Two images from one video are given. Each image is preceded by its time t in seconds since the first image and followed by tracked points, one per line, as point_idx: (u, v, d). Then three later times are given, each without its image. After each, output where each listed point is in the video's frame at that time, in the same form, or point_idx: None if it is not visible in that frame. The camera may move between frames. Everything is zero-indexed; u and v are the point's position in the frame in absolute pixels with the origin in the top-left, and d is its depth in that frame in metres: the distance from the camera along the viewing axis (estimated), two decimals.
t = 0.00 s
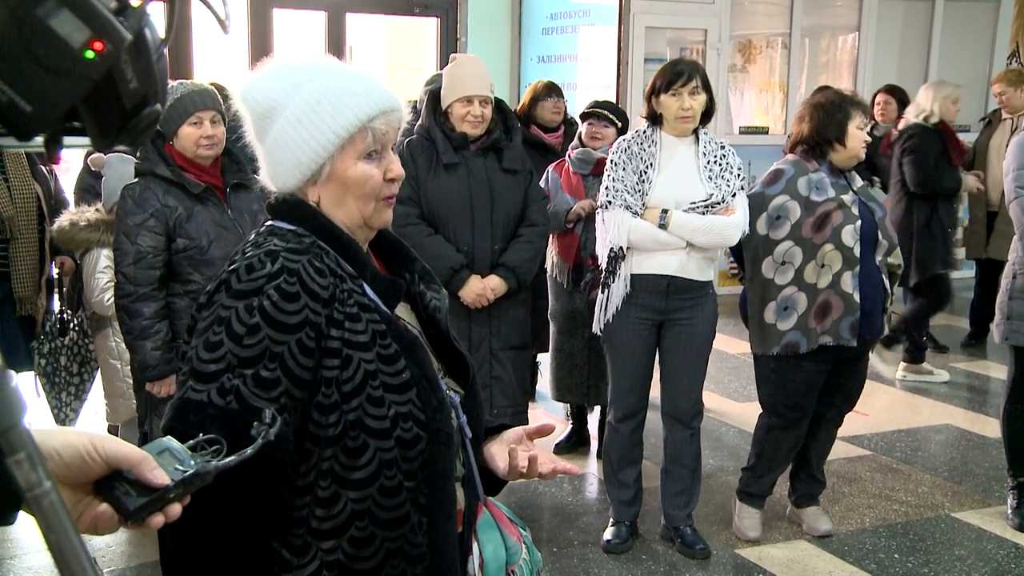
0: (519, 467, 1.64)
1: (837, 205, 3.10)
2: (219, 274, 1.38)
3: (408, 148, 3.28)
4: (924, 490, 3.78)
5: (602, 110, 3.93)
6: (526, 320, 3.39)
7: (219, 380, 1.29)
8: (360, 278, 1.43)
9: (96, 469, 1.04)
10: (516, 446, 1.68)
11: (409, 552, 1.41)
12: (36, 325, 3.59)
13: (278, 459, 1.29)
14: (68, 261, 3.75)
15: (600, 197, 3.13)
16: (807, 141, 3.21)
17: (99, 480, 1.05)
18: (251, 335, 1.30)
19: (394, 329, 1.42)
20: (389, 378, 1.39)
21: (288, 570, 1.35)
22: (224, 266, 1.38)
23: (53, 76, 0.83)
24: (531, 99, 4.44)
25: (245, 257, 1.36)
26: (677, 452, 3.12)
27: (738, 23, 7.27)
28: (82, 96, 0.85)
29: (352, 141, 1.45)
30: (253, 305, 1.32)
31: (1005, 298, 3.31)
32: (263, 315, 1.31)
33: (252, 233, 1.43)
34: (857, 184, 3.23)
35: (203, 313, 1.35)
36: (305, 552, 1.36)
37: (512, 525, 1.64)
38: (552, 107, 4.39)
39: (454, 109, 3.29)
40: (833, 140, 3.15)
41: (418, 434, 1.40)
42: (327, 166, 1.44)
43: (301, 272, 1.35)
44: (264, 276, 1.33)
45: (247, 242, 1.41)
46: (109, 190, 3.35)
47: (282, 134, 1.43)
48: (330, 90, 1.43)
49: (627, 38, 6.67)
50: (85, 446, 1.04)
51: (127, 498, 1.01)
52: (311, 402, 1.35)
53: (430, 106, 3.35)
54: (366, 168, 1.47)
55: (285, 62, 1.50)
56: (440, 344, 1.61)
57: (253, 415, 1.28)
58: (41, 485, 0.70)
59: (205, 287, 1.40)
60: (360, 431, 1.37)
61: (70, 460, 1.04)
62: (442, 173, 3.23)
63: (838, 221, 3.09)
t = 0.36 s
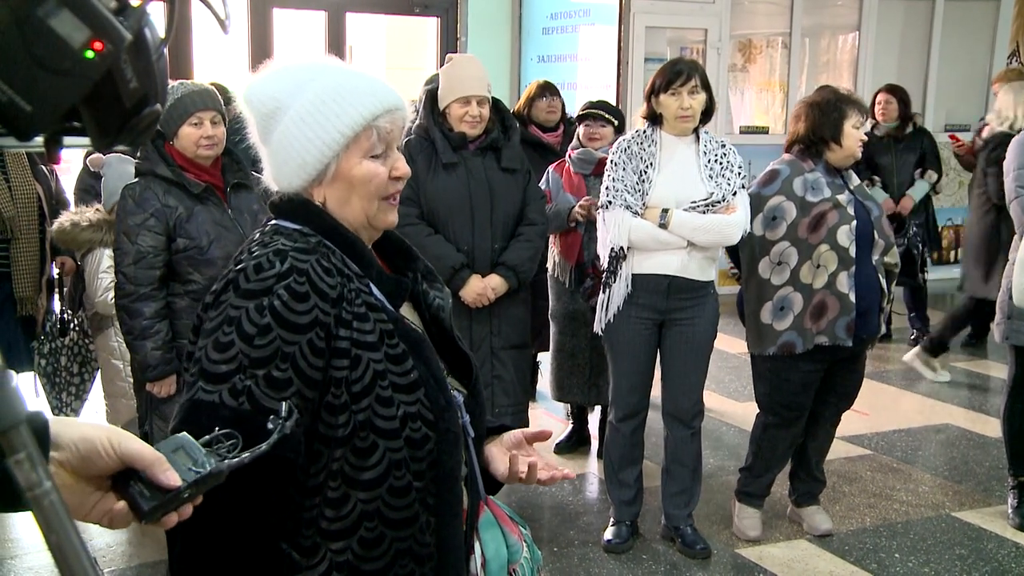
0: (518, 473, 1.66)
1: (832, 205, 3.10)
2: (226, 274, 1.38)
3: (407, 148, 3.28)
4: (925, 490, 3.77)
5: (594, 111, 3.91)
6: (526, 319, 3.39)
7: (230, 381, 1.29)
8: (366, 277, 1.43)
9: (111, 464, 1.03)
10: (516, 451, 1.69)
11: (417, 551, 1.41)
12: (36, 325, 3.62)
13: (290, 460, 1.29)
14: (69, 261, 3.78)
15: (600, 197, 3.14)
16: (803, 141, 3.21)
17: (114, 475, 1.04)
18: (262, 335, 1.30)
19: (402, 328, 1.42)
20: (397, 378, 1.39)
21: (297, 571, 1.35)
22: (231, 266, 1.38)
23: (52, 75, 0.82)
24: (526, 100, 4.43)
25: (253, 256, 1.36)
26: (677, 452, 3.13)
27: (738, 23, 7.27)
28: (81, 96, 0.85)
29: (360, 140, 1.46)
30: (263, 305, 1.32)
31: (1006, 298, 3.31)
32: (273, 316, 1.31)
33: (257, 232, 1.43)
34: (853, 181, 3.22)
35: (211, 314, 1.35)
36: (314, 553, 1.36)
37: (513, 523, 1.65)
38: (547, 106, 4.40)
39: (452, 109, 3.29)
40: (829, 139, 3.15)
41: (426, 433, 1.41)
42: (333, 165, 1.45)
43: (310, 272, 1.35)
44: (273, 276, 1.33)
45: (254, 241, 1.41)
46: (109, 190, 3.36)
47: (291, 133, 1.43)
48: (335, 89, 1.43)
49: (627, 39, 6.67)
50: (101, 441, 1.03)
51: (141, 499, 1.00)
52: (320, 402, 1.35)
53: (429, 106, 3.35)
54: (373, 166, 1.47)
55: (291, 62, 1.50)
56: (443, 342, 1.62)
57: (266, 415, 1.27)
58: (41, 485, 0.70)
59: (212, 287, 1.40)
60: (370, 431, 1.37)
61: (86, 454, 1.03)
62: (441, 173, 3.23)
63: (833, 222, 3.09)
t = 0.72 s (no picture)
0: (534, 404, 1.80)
1: (826, 204, 3.10)
2: (220, 278, 1.38)
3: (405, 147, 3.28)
4: (925, 490, 3.77)
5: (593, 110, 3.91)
6: (525, 318, 3.39)
7: (226, 386, 1.29)
8: (362, 277, 1.43)
9: (116, 472, 1.04)
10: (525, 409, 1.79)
11: (419, 550, 1.42)
12: (37, 324, 3.63)
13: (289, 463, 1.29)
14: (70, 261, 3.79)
15: (601, 197, 3.14)
16: (800, 140, 3.20)
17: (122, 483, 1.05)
18: (256, 339, 1.30)
19: (399, 327, 1.42)
20: (395, 377, 1.39)
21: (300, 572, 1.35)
22: (225, 270, 1.38)
23: (52, 75, 0.82)
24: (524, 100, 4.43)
25: (246, 260, 1.36)
26: (676, 452, 3.13)
27: (738, 23, 7.26)
28: (81, 96, 0.85)
29: (373, 141, 1.47)
30: (257, 309, 1.31)
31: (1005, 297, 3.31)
32: (267, 319, 1.31)
33: (252, 234, 1.44)
34: (850, 181, 3.23)
35: (206, 318, 1.35)
36: (316, 555, 1.36)
37: (516, 519, 1.65)
38: (546, 106, 4.39)
39: (448, 109, 3.29)
40: (825, 139, 3.14)
41: (426, 432, 1.41)
42: (347, 166, 1.45)
43: (304, 274, 1.35)
44: (266, 279, 1.33)
45: (249, 244, 1.41)
46: (109, 191, 3.35)
47: (291, 134, 1.42)
48: (341, 89, 1.43)
49: (627, 38, 6.66)
50: (108, 449, 1.04)
51: (151, 505, 1.00)
52: (318, 404, 1.35)
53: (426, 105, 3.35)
54: (386, 167, 1.48)
55: (289, 63, 1.50)
56: (442, 340, 1.62)
57: (265, 420, 1.28)
58: (41, 484, 0.70)
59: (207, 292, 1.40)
60: (368, 431, 1.38)
61: (93, 462, 1.04)
62: (439, 173, 3.23)
63: (827, 221, 3.09)
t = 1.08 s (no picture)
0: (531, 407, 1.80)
1: (820, 204, 3.10)
2: (216, 278, 1.38)
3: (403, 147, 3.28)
4: (926, 490, 3.77)
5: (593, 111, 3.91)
6: (524, 318, 3.39)
7: (221, 387, 1.29)
8: (358, 278, 1.43)
9: (123, 470, 1.05)
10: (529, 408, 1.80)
11: (413, 553, 1.41)
12: (37, 325, 3.63)
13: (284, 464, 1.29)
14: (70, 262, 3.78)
15: (604, 196, 3.13)
16: (799, 140, 3.21)
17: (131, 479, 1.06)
18: (252, 340, 1.30)
19: (395, 328, 1.42)
20: (390, 379, 1.39)
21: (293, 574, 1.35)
22: (221, 270, 1.38)
23: (51, 75, 0.82)
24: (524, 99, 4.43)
25: (242, 260, 1.36)
26: (677, 452, 3.13)
27: (738, 22, 7.26)
28: (82, 96, 0.85)
29: (370, 141, 1.47)
30: (252, 309, 1.31)
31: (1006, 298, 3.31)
32: (262, 320, 1.31)
33: (249, 234, 1.44)
34: (849, 181, 3.23)
35: (202, 318, 1.35)
36: (310, 556, 1.36)
37: (514, 523, 1.65)
38: (547, 106, 4.39)
39: (446, 108, 3.30)
40: (824, 139, 3.14)
41: (419, 434, 1.41)
42: (344, 165, 1.44)
43: (299, 275, 1.35)
44: (262, 279, 1.33)
45: (245, 245, 1.41)
46: (109, 192, 3.36)
47: (289, 133, 1.42)
48: (340, 90, 1.43)
49: (627, 38, 6.67)
50: (114, 447, 1.04)
51: (163, 502, 1.01)
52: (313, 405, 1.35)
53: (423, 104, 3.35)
54: (385, 165, 1.48)
55: (288, 62, 1.50)
56: (441, 343, 1.62)
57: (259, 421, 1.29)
58: (41, 485, 0.70)
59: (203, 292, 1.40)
60: (362, 433, 1.38)
61: (99, 460, 1.04)
62: (437, 172, 3.23)
63: (821, 220, 3.09)
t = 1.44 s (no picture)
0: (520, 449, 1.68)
1: (820, 203, 3.10)
2: (210, 279, 1.38)
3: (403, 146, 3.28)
4: (927, 490, 3.77)
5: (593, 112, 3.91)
6: (524, 317, 3.39)
7: (217, 388, 1.28)
8: (353, 277, 1.43)
9: (129, 458, 1.05)
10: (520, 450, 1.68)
11: (410, 551, 1.42)
12: (40, 325, 3.63)
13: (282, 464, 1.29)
14: (71, 261, 3.79)
15: (605, 195, 3.13)
16: (800, 139, 3.21)
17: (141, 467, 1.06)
18: (247, 340, 1.30)
19: (390, 327, 1.42)
20: (384, 378, 1.40)
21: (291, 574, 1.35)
22: (215, 271, 1.38)
23: (54, 75, 0.83)
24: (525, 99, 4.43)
25: (236, 260, 1.36)
26: (678, 452, 3.13)
27: (739, 22, 7.26)
28: (85, 96, 0.85)
29: (360, 140, 1.47)
30: (247, 309, 1.31)
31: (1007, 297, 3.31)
32: (258, 319, 1.31)
33: (243, 235, 1.43)
34: (851, 181, 3.23)
35: (196, 319, 1.35)
36: (306, 555, 1.36)
37: (510, 522, 1.65)
38: (548, 106, 4.39)
39: (445, 108, 3.30)
40: (824, 139, 3.14)
41: (414, 433, 1.41)
42: (334, 163, 1.45)
43: (294, 274, 1.35)
44: (256, 279, 1.33)
45: (239, 245, 1.41)
46: (110, 193, 3.36)
47: (283, 133, 1.42)
48: (333, 89, 1.43)
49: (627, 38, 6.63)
50: (119, 436, 1.04)
51: (171, 489, 1.01)
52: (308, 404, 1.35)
53: (424, 104, 3.36)
54: (374, 163, 1.48)
55: (280, 62, 1.50)
56: (436, 343, 1.62)
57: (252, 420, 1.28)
58: (44, 484, 0.71)
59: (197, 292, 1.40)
60: (357, 432, 1.38)
61: (105, 450, 1.04)
62: (437, 172, 3.23)
63: (820, 220, 3.09)
